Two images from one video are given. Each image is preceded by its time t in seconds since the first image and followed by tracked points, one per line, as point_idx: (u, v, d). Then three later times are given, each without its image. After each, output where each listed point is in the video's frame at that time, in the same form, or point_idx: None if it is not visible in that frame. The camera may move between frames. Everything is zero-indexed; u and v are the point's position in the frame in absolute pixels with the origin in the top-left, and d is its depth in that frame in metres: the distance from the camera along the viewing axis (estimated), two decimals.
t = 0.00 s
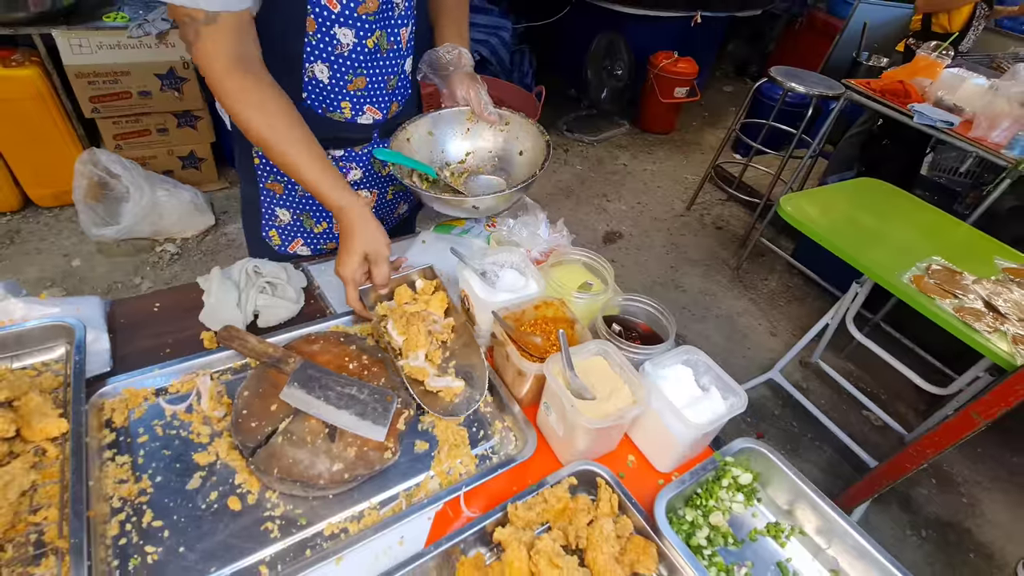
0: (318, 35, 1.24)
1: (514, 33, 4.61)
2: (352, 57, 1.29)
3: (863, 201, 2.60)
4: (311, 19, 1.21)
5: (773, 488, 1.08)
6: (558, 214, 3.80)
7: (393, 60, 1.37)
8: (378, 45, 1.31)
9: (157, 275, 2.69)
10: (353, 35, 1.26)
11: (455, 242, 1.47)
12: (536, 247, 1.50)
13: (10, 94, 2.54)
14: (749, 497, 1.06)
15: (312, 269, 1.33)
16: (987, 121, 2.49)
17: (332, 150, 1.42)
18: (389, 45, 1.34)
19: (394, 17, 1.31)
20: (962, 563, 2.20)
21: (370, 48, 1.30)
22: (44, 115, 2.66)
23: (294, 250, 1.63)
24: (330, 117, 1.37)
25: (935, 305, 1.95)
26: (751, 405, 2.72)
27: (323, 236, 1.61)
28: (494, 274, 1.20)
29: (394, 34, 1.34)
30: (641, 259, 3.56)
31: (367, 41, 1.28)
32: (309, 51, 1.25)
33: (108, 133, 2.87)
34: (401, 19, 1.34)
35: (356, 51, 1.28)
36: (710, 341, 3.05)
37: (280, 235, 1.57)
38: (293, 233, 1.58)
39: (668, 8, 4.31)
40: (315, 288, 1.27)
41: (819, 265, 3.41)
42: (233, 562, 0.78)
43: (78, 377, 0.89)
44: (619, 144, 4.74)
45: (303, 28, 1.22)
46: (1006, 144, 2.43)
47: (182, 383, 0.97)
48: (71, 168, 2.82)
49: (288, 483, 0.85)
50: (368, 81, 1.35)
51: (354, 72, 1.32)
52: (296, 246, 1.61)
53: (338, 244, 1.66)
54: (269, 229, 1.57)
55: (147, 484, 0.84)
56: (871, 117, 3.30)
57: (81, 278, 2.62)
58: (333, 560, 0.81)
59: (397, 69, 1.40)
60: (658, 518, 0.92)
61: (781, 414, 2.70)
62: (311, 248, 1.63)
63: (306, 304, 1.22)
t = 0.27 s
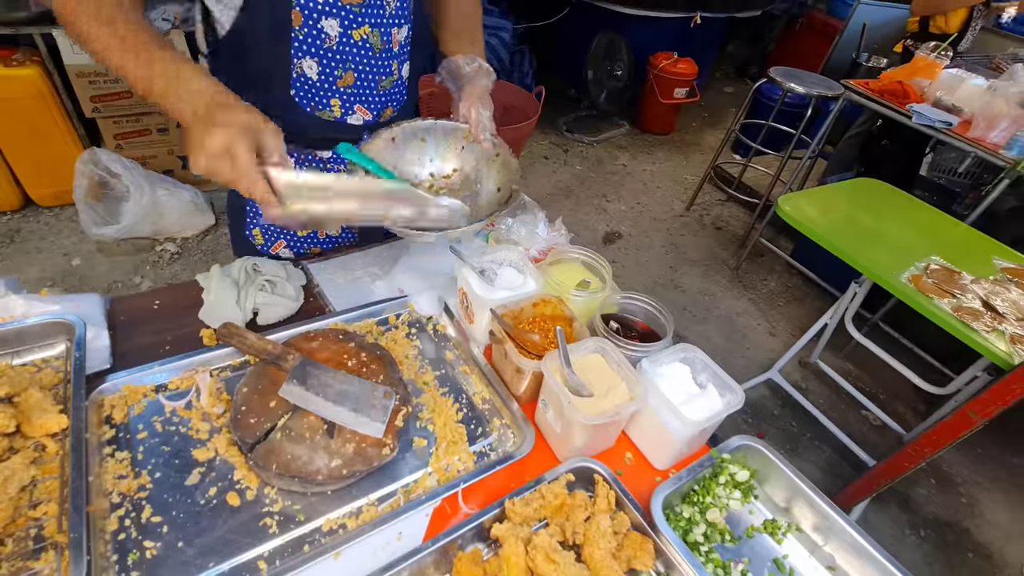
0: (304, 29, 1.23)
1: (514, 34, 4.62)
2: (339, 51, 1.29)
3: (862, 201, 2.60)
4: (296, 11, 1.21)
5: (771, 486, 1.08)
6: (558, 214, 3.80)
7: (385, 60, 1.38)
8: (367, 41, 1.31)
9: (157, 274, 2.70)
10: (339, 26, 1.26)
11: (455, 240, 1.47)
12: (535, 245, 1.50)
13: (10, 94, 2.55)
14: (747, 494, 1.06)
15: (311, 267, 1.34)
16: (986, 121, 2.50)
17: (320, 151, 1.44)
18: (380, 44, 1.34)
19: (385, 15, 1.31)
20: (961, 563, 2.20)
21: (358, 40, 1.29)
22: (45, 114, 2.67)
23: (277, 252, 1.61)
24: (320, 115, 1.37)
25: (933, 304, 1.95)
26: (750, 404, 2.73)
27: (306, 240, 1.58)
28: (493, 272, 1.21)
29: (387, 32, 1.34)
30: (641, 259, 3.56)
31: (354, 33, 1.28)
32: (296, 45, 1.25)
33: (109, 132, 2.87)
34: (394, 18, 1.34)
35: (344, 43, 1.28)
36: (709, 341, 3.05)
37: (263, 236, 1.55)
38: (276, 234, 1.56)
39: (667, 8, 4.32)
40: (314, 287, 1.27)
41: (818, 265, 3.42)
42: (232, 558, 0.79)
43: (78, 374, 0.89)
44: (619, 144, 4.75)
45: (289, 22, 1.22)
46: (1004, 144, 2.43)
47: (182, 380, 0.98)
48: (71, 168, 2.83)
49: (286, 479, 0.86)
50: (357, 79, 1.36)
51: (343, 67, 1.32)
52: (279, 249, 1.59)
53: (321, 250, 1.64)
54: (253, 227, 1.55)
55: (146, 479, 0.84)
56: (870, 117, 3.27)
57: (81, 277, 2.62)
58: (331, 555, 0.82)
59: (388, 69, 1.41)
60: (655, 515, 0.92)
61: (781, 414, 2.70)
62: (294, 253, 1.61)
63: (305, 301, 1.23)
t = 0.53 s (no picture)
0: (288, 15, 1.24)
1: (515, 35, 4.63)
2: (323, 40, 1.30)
3: (862, 202, 2.60)
4: None
5: (769, 486, 1.09)
6: (559, 215, 3.81)
7: (374, 56, 1.39)
8: (353, 34, 1.31)
9: (158, 275, 2.71)
10: (324, 14, 1.26)
11: (454, 241, 1.48)
12: (534, 246, 1.50)
13: (13, 94, 2.55)
14: (745, 495, 1.07)
15: (311, 267, 1.34)
16: (986, 122, 2.48)
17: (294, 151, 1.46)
18: (369, 39, 1.35)
19: (375, 10, 1.32)
20: (961, 564, 2.20)
21: (343, 32, 1.30)
22: (47, 115, 2.67)
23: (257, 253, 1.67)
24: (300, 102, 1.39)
25: (933, 305, 1.95)
26: (751, 405, 2.73)
27: (282, 245, 1.62)
28: (492, 272, 1.21)
29: (377, 28, 1.35)
30: (642, 260, 3.57)
31: (339, 23, 1.28)
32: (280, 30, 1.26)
33: (111, 133, 2.88)
34: (385, 14, 1.35)
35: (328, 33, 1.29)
36: (710, 342, 3.05)
37: (246, 234, 1.65)
38: (256, 235, 1.63)
39: (667, 9, 4.32)
40: (314, 287, 1.28)
41: (819, 266, 3.42)
42: (231, 557, 0.79)
43: (79, 373, 0.90)
44: (619, 145, 4.75)
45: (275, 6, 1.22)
46: (1004, 145, 2.43)
47: (182, 380, 0.98)
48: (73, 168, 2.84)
49: (286, 479, 0.86)
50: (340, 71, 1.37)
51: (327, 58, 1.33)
52: (256, 249, 1.64)
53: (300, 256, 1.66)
54: (238, 226, 1.64)
55: (147, 479, 0.84)
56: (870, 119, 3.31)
57: (83, 278, 2.63)
58: (330, 555, 0.82)
59: (376, 65, 1.42)
60: (654, 515, 0.92)
61: (781, 415, 2.70)
62: (271, 255, 1.64)
63: (305, 302, 1.23)
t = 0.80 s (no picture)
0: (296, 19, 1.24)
1: (517, 37, 4.64)
2: (331, 44, 1.31)
3: (863, 203, 2.61)
4: None
5: (768, 487, 1.09)
6: (560, 216, 3.82)
7: (380, 59, 1.41)
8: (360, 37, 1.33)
9: (161, 275, 2.72)
10: (332, 18, 1.27)
11: (455, 243, 1.48)
12: (535, 247, 1.51)
13: (17, 96, 2.57)
14: (744, 495, 1.07)
15: (313, 268, 1.35)
16: (987, 124, 2.48)
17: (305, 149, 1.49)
18: (376, 43, 1.37)
19: (381, 14, 1.34)
20: (962, 566, 2.20)
21: (351, 35, 1.31)
22: (51, 117, 2.69)
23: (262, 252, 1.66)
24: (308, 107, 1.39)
25: (933, 306, 1.96)
26: (752, 406, 2.73)
27: (288, 243, 1.63)
28: (493, 274, 1.22)
29: (383, 32, 1.37)
30: (643, 261, 3.57)
31: (348, 27, 1.30)
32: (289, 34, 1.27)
33: (114, 134, 2.90)
34: (390, 18, 1.37)
35: (336, 37, 1.30)
36: (711, 343, 3.06)
37: (251, 233, 1.63)
38: (261, 234, 1.62)
39: (667, 11, 4.30)
40: (317, 288, 1.29)
41: (820, 267, 3.42)
42: (234, 555, 0.80)
43: (84, 374, 0.91)
44: (621, 146, 4.76)
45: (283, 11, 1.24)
46: (1005, 146, 2.43)
47: (185, 380, 0.99)
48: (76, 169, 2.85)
49: (288, 478, 0.87)
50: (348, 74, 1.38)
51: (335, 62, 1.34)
52: (260, 248, 1.63)
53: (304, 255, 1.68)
54: (242, 225, 1.63)
55: (151, 478, 0.85)
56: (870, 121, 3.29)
57: (86, 279, 2.64)
58: (332, 554, 0.83)
59: (382, 69, 1.43)
60: (653, 515, 0.93)
61: (782, 416, 2.70)
62: (276, 254, 1.65)
63: (307, 303, 1.24)
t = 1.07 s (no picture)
0: (303, 24, 1.26)
1: (517, 38, 4.64)
2: (337, 48, 1.31)
3: (864, 204, 2.61)
4: (296, 6, 1.23)
5: (767, 487, 1.09)
6: (561, 217, 3.82)
7: (385, 63, 1.39)
8: (365, 42, 1.33)
9: (163, 276, 2.72)
10: (338, 24, 1.27)
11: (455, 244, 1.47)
12: (535, 248, 1.51)
13: (20, 97, 2.58)
14: (744, 496, 1.07)
15: (314, 269, 1.35)
16: (988, 125, 2.49)
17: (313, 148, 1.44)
18: (380, 47, 1.36)
19: (386, 17, 1.32)
20: (963, 567, 2.20)
21: (356, 39, 1.31)
22: (53, 117, 2.70)
23: (269, 246, 1.62)
24: (316, 111, 1.41)
25: (934, 307, 1.96)
26: (753, 407, 2.73)
27: (296, 239, 1.58)
28: (493, 275, 1.22)
29: (388, 36, 1.36)
30: (644, 261, 3.57)
31: (353, 32, 1.30)
32: (295, 40, 1.28)
33: (116, 135, 2.91)
34: (395, 22, 1.35)
35: (342, 42, 1.30)
36: (711, 344, 3.06)
37: (260, 227, 1.58)
38: (269, 229, 1.57)
39: (668, 12, 4.30)
40: (318, 288, 1.29)
41: (821, 268, 3.42)
42: (235, 555, 0.80)
43: (86, 373, 0.91)
44: (621, 147, 4.76)
45: (289, 17, 1.24)
46: (1007, 147, 2.43)
47: (187, 380, 1.00)
48: (78, 170, 2.86)
49: (289, 478, 0.87)
50: (354, 78, 1.37)
51: (341, 65, 1.34)
52: (269, 242, 1.59)
53: (311, 250, 1.64)
54: (249, 221, 1.58)
55: (152, 478, 0.86)
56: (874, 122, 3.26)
57: (88, 279, 2.65)
58: (332, 554, 0.83)
59: (388, 72, 1.42)
60: (652, 515, 0.93)
61: (783, 417, 2.70)
62: (283, 250, 1.60)
63: (308, 303, 1.24)
